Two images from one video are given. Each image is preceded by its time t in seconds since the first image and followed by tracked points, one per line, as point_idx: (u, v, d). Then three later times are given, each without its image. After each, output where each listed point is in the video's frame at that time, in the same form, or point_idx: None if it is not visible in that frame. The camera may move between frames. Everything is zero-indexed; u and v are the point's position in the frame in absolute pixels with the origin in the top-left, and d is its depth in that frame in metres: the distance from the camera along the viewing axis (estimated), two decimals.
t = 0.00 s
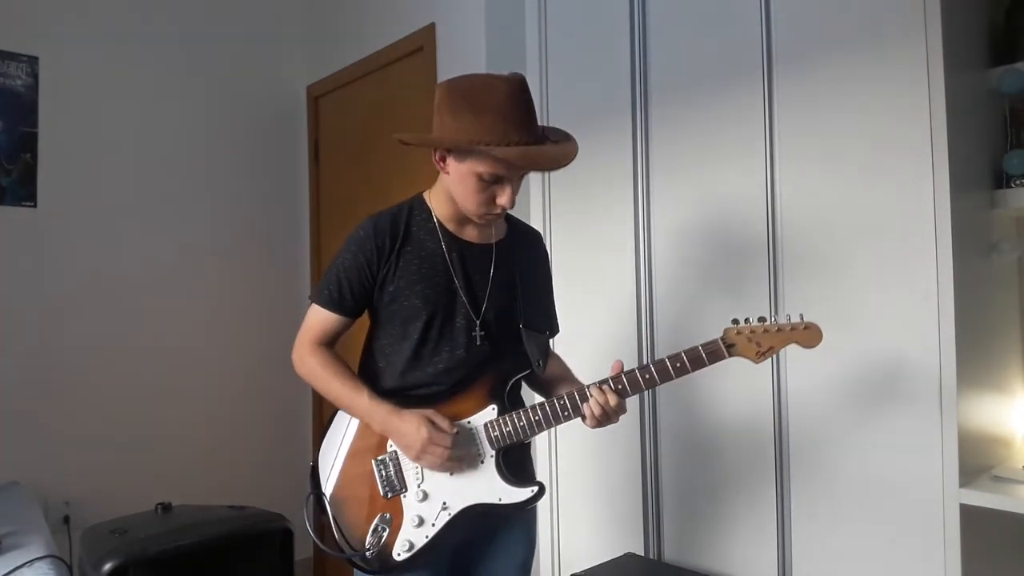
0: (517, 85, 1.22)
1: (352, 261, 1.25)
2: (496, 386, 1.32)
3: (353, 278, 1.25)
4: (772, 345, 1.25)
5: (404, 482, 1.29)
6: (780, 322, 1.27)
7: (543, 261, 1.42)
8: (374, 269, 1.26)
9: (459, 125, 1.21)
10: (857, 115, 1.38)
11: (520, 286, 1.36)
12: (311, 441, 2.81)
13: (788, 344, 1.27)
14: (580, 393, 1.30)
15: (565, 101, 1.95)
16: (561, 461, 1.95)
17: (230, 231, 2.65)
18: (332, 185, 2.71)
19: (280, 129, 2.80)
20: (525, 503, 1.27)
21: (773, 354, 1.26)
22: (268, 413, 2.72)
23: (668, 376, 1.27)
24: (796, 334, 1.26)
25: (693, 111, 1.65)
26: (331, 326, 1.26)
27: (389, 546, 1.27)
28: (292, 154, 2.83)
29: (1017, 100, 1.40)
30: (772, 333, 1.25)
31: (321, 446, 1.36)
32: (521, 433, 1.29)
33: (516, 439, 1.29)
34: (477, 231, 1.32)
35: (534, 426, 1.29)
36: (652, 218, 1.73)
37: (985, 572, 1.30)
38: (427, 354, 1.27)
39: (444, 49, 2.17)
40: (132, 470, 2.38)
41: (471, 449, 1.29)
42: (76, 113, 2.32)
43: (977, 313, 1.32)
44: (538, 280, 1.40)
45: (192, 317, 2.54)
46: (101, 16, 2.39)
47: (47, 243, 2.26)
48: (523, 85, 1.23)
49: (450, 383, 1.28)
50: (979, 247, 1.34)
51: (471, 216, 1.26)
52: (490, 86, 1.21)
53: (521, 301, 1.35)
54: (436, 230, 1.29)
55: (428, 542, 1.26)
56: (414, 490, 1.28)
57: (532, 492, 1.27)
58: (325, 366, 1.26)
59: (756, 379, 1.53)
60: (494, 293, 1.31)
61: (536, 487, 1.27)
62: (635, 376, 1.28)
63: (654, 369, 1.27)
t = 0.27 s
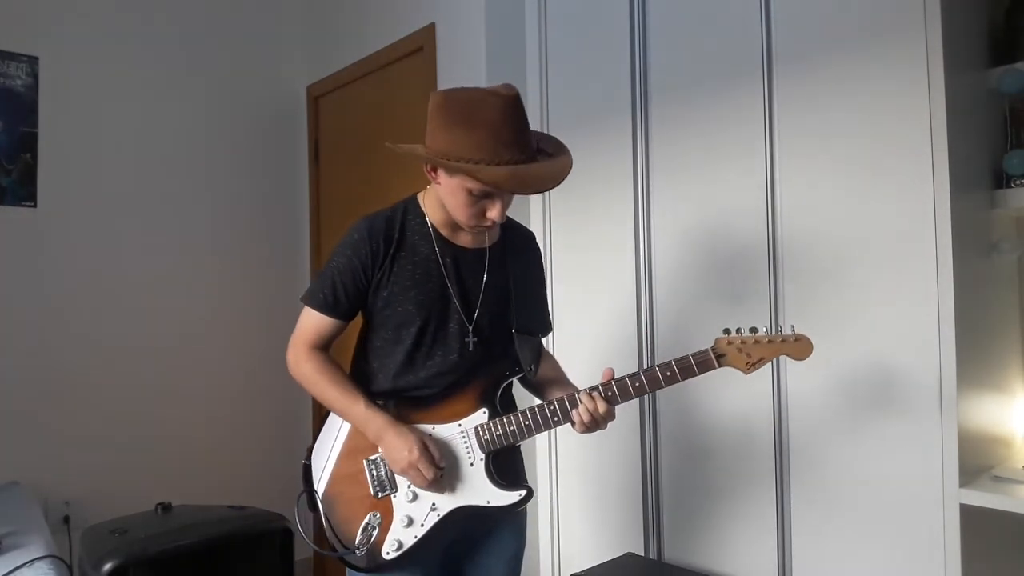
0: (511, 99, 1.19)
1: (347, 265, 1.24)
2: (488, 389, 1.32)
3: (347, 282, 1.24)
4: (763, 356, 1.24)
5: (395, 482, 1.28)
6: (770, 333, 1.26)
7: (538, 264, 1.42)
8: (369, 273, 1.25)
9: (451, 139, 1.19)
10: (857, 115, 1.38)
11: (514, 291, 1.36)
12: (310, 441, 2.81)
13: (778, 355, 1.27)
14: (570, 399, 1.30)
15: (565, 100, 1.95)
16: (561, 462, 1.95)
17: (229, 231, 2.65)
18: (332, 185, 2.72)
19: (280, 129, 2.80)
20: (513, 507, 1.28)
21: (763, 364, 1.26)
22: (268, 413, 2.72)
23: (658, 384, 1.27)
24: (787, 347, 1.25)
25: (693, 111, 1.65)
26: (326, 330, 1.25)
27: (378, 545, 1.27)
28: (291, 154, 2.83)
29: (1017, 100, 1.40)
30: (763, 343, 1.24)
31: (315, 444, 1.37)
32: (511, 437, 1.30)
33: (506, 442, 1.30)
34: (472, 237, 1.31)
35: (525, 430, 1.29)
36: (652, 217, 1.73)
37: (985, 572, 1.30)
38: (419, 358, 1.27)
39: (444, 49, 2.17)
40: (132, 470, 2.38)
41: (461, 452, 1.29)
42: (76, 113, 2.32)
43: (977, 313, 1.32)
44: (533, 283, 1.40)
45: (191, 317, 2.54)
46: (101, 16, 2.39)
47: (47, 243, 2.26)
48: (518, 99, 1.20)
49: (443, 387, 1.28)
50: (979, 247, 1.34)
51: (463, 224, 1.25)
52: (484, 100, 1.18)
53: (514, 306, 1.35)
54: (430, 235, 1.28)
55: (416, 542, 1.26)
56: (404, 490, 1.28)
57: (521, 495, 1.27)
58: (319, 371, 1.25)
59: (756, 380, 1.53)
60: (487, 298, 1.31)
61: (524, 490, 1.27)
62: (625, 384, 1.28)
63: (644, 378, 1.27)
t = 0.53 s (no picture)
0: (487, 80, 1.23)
1: (340, 261, 1.26)
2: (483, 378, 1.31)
3: (340, 277, 1.25)
4: (758, 327, 1.21)
5: (394, 477, 1.28)
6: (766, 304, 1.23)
7: (531, 260, 1.42)
8: (361, 267, 1.26)
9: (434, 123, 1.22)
10: (857, 115, 1.38)
11: (506, 282, 1.36)
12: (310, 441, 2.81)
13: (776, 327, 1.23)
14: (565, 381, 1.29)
15: (565, 100, 1.95)
16: (561, 462, 1.95)
17: (229, 230, 2.65)
18: (332, 185, 2.72)
19: (280, 129, 2.80)
20: (514, 494, 1.25)
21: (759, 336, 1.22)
22: (268, 412, 2.72)
23: (653, 361, 1.26)
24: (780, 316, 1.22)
25: (693, 111, 1.65)
26: (322, 327, 1.27)
27: (380, 540, 1.26)
28: (291, 154, 2.83)
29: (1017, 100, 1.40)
30: (757, 314, 1.21)
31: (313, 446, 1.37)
32: (508, 424, 1.28)
33: (503, 429, 1.28)
34: (461, 228, 1.31)
35: (521, 416, 1.28)
36: (652, 217, 1.73)
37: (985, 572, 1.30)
38: (413, 349, 1.27)
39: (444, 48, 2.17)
40: (132, 470, 2.38)
41: (459, 443, 1.28)
42: (76, 113, 2.32)
43: (977, 313, 1.32)
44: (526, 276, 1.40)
45: (191, 316, 2.54)
46: (101, 16, 2.39)
47: (47, 243, 2.26)
48: (494, 79, 1.24)
49: (438, 377, 1.27)
50: (979, 247, 1.34)
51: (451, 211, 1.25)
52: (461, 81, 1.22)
53: (506, 295, 1.35)
54: (419, 227, 1.29)
55: (418, 536, 1.25)
56: (403, 484, 1.28)
57: (521, 482, 1.26)
58: (316, 368, 1.26)
59: (756, 379, 1.54)
60: (479, 288, 1.31)
61: (525, 476, 1.26)
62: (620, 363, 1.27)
63: (639, 355, 1.26)
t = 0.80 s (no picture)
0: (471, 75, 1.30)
1: (338, 265, 1.27)
2: (481, 366, 1.29)
3: (338, 280, 1.27)
4: (749, 283, 1.24)
5: (398, 474, 1.28)
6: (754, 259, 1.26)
7: (523, 260, 1.44)
8: (358, 268, 1.28)
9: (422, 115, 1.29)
10: (856, 115, 1.38)
11: (499, 275, 1.36)
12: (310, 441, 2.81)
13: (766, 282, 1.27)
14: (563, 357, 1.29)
15: (566, 100, 1.95)
16: (561, 462, 1.95)
17: (229, 230, 2.65)
18: (332, 184, 2.72)
19: (280, 128, 2.80)
20: (519, 476, 1.24)
21: (750, 292, 1.26)
22: (267, 412, 2.72)
23: (646, 329, 1.26)
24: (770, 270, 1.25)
25: (694, 110, 1.65)
26: (322, 332, 1.27)
27: (388, 538, 1.26)
28: (291, 153, 2.83)
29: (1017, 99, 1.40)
30: (746, 271, 1.25)
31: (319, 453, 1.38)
32: (508, 408, 1.27)
33: (504, 414, 1.27)
34: (453, 228, 1.35)
35: (519, 399, 1.27)
36: (652, 216, 1.73)
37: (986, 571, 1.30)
38: (410, 344, 1.27)
39: (444, 48, 2.17)
40: (132, 470, 2.38)
41: (459, 432, 1.27)
42: (76, 112, 2.32)
43: (977, 313, 1.32)
44: (519, 274, 1.41)
45: (191, 316, 2.53)
46: (101, 16, 2.39)
47: (47, 242, 2.26)
48: (478, 75, 1.32)
49: (437, 370, 1.27)
50: (979, 247, 1.34)
51: (441, 204, 1.30)
52: (446, 76, 1.29)
53: (500, 288, 1.36)
54: (413, 225, 1.32)
55: (426, 529, 1.23)
56: (407, 479, 1.27)
57: (525, 463, 1.24)
58: (318, 373, 1.26)
59: (755, 380, 1.54)
60: (473, 283, 1.32)
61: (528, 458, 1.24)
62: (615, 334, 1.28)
63: (632, 324, 1.27)
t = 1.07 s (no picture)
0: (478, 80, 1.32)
1: (338, 265, 1.28)
2: (476, 364, 1.29)
3: (338, 280, 1.27)
4: (738, 277, 1.28)
5: (395, 471, 1.28)
6: (744, 254, 1.30)
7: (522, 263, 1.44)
8: (357, 268, 1.28)
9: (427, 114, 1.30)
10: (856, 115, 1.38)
11: (496, 275, 1.36)
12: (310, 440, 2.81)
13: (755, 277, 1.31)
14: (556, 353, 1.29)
15: (566, 99, 1.95)
16: (561, 462, 1.95)
17: (229, 230, 2.65)
18: (332, 184, 2.72)
19: (279, 128, 2.80)
20: (515, 470, 1.24)
21: (742, 286, 1.29)
22: (267, 412, 2.72)
23: (639, 323, 1.28)
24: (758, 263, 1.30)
25: (694, 110, 1.65)
26: (321, 331, 1.27)
27: (384, 534, 1.25)
28: (291, 153, 2.83)
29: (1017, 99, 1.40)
30: (735, 265, 1.29)
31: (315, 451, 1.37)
32: (504, 403, 1.27)
33: (499, 409, 1.26)
34: (451, 230, 1.35)
35: (515, 394, 1.27)
36: (651, 216, 1.73)
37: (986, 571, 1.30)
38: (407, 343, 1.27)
39: (444, 48, 2.17)
40: (132, 470, 2.38)
41: (455, 427, 1.27)
42: (76, 112, 2.32)
43: (977, 312, 1.32)
44: (518, 275, 1.41)
45: (191, 316, 2.53)
46: (101, 16, 2.39)
47: (47, 242, 2.26)
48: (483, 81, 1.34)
49: (434, 368, 1.27)
50: (979, 247, 1.34)
51: (440, 202, 1.30)
52: (453, 78, 1.31)
53: (497, 287, 1.36)
54: (411, 226, 1.33)
55: (422, 524, 1.23)
56: (404, 475, 1.27)
57: (520, 457, 1.24)
58: (317, 372, 1.26)
59: (755, 380, 1.54)
60: (470, 282, 1.32)
61: (523, 452, 1.25)
62: (608, 328, 1.29)
63: (625, 318, 1.29)
